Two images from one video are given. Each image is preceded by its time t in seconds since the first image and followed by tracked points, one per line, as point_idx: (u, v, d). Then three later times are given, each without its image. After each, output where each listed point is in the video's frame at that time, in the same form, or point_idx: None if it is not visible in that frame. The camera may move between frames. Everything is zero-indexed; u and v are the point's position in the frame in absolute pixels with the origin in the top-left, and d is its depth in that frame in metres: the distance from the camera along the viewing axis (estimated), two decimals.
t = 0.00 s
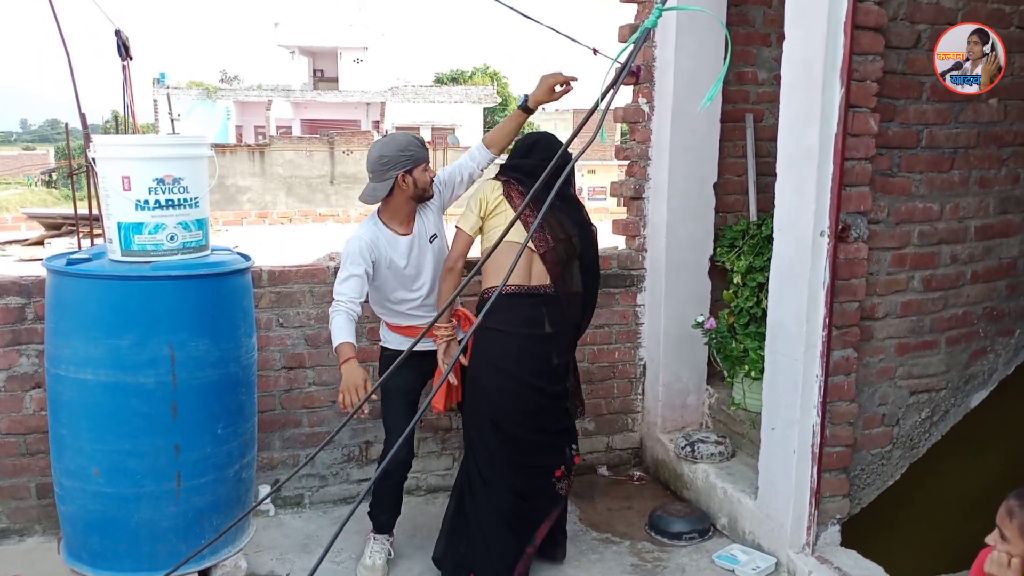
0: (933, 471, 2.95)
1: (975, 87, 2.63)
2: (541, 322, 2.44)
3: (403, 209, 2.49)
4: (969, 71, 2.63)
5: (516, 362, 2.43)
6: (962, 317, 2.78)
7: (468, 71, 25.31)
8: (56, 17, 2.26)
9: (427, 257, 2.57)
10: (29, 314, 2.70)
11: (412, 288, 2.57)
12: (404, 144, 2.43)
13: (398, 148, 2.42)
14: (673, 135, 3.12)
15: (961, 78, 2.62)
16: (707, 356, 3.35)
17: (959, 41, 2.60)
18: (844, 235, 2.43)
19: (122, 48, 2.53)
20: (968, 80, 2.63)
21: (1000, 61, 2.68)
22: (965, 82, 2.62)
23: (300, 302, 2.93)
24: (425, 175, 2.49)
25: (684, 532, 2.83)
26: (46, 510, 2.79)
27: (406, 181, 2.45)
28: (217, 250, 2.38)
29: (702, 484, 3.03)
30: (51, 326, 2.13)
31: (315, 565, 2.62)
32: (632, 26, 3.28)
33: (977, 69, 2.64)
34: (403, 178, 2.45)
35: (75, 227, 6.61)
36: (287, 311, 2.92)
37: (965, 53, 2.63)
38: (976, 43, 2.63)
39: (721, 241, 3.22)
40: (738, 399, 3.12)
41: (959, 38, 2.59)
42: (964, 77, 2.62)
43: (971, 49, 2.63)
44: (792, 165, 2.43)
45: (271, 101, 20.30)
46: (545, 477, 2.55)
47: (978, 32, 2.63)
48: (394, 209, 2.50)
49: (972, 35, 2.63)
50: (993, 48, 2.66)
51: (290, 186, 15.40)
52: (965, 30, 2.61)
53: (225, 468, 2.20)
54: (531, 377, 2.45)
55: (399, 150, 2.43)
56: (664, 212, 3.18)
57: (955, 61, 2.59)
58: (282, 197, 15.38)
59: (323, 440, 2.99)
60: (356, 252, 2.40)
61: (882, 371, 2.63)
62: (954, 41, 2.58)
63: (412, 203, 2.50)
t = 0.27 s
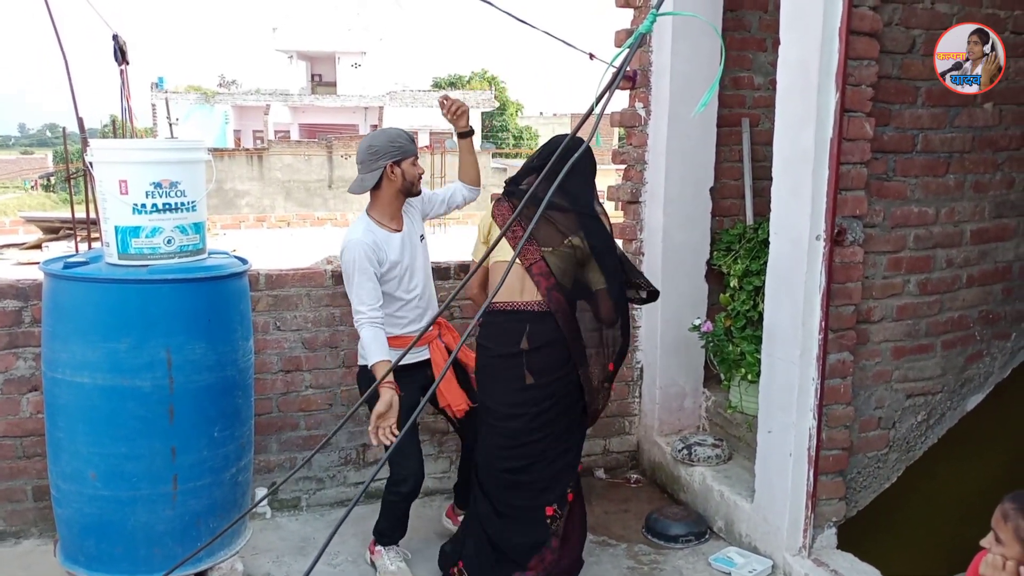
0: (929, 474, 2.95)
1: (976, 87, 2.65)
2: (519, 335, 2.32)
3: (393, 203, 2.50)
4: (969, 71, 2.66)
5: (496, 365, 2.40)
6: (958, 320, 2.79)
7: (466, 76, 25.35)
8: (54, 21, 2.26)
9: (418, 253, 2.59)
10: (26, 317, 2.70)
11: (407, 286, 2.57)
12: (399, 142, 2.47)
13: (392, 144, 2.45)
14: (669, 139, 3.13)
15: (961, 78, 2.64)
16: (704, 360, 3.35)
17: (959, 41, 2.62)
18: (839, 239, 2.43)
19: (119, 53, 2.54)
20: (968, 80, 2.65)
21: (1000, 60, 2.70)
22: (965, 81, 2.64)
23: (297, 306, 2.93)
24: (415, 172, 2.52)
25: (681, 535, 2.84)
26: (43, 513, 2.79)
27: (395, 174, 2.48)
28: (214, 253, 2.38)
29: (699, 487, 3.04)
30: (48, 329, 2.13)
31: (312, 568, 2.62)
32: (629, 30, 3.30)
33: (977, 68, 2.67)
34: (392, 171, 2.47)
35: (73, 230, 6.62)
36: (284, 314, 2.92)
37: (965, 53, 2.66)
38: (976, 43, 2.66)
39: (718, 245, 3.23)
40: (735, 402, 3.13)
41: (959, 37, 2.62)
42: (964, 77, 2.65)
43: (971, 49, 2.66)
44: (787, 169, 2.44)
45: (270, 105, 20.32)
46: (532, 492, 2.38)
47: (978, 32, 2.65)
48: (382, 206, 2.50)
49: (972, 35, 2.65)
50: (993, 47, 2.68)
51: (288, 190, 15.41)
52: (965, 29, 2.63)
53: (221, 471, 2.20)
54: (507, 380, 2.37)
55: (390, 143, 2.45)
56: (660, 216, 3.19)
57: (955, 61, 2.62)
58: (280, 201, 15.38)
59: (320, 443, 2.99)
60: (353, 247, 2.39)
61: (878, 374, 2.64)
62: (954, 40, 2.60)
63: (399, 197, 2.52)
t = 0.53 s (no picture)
0: (926, 470, 2.95)
1: (975, 87, 2.65)
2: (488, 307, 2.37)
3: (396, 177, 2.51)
4: (970, 71, 2.65)
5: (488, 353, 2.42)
6: (955, 316, 2.79)
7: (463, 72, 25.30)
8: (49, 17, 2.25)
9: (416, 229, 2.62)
10: (23, 314, 2.69)
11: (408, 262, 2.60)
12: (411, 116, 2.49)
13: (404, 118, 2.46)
14: (666, 135, 3.12)
15: (961, 78, 2.64)
16: (701, 356, 3.35)
17: (959, 40, 2.62)
18: (837, 235, 2.43)
19: (115, 49, 2.53)
20: (968, 80, 2.65)
21: (1000, 60, 2.70)
22: (965, 82, 2.64)
23: (294, 303, 2.92)
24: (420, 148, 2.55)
25: (678, 532, 2.84)
26: (40, 510, 2.79)
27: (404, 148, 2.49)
28: (210, 250, 2.38)
29: (696, 483, 3.04)
30: (44, 326, 2.12)
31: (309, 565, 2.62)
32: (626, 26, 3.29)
33: (977, 69, 2.66)
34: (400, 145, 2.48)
35: (69, 227, 6.60)
36: (281, 311, 2.92)
37: (965, 54, 2.65)
38: (976, 43, 2.64)
39: (715, 241, 3.23)
40: (732, 399, 3.13)
41: (958, 38, 2.62)
42: (964, 77, 2.65)
43: (971, 49, 2.64)
44: (785, 165, 2.44)
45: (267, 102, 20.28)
46: (502, 474, 2.36)
47: (978, 32, 2.64)
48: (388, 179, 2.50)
49: (972, 35, 2.63)
50: (993, 47, 2.67)
51: (286, 187, 15.39)
52: (964, 30, 2.63)
53: (218, 468, 2.20)
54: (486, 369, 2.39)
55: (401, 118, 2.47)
56: (658, 212, 3.19)
57: (955, 61, 2.62)
58: (278, 198, 15.36)
59: (317, 440, 2.99)
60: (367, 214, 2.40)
61: (874, 370, 2.64)
62: (954, 40, 2.60)
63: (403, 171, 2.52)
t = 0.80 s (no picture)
0: (925, 470, 2.95)
1: (975, 87, 2.65)
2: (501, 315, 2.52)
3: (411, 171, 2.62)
4: (970, 71, 2.65)
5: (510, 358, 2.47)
6: (953, 316, 2.79)
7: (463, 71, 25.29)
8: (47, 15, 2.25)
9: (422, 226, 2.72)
10: (21, 312, 2.69)
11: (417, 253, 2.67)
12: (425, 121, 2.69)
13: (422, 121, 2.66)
14: (665, 135, 3.12)
15: (961, 78, 2.64)
16: (700, 356, 3.35)
17: (959, 40, 2.61)
18: (836, 235, 2.43)
19: (114, 47, 2.53)
20: (968, 80, 2.65)
21: (1000, 60, 2.70)
22: (966, 81, 2.64)
23: (293, 301, 2.92)
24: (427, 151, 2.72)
25: (677, 532, 2.84)
26: (38, 509, 2.79)
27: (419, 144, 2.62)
28: (209, 249, 2.37)
29: (694, 483, 3.04)
30: (43, 324, 2.12)
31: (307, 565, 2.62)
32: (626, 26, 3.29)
33: (977, 68, 2.66)
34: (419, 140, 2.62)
35: (69, 225, 6.59)
36: (279, 310, 2.91)
37: (965, 53, 2.65)
38: (976, 43, 2.64)
39: (714, 241, 3.23)
40: (731, 399, 3.13)
41: (958, 38, 2.61)
42: (964, 77, 2.65)
43: (971, 49, 2.64)
44: (784, 164, 2.44)
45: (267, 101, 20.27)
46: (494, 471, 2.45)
47: (978, 32, 2.63)
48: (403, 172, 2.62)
49: (972, 35, 2.63)
50: (994, 47, 2.67)
51: (285, 186, 15.38)
52: (965, 30, 2.62)
53: (216, 467, 2.20)
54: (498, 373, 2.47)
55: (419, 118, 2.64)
56: (657, 211, 3.19)
57: (955, 61, 2.62)
58: (277, 197, 15.36)
59: (316, 439, 2.99)
60: (401, 191, 2.49)
61: (873, 370, 2.64)
62: (954, 41, 2.60)
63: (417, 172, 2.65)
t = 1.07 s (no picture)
0: (922, 470, 2.96)
1: (975, 87, 2.65)
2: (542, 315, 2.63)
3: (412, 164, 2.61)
4: (969, 71, 2.65)
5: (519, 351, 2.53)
6: (951, 316, 2.80)
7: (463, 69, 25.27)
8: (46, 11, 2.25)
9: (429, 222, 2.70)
10: (19, 309, 2.69)
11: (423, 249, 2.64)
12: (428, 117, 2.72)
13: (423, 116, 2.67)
14: (665, 133, 3.12)
15: (961, 78, 2.64)
16: (698, 355, 3.36)
17: (959, 40, 2.61)
18: (835, 235, 2.44)
19: (114, 44, 2.52)
20: (968, 80, 2.65)
21: (1000, 60, 2.69)
22: (965, 82, 2.64)
23: (291, 299, 2.92)
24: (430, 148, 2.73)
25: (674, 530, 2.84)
26: (35, 506, 2.79)
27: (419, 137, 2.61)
28: (207, 246, 2.37)
29: (692, 482, 3.04)
30: (41, 321, 2.12)
31: (305, 562, 2.62)
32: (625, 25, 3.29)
33: (977, 68, 2.66)
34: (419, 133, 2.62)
35: (67, 222, 6.57)
36: (278, 307, 2.91)
37: (965, 53, 2.64)
38: (976, 43, 2.64)
39: (713, 240, 3.23)
40: (729, 398, 3.12)
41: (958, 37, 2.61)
42: (964, 77, 2.64)
43: (971, 49, 2.64)
44: (782, 164, 2.44)
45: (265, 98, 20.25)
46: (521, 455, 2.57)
47: (978, 32, 2.63)
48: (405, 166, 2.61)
49: (972, 35, 2.63)
50: (993, 47, 2.67)
51: (283, 184, 15.36)
52: (965, 29, 2.62)
53: (214, 465, 2.20)
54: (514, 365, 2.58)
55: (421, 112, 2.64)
56: (656, 210, 3.19)
57: (955, 61, 2.62)
58: (276, 194, 15.34)
59: (314, 437, 2.99)
60: (404, 181, 2.45)
61: (871, 369, 2.64)
62: (954, 40, 2.60)
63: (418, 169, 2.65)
